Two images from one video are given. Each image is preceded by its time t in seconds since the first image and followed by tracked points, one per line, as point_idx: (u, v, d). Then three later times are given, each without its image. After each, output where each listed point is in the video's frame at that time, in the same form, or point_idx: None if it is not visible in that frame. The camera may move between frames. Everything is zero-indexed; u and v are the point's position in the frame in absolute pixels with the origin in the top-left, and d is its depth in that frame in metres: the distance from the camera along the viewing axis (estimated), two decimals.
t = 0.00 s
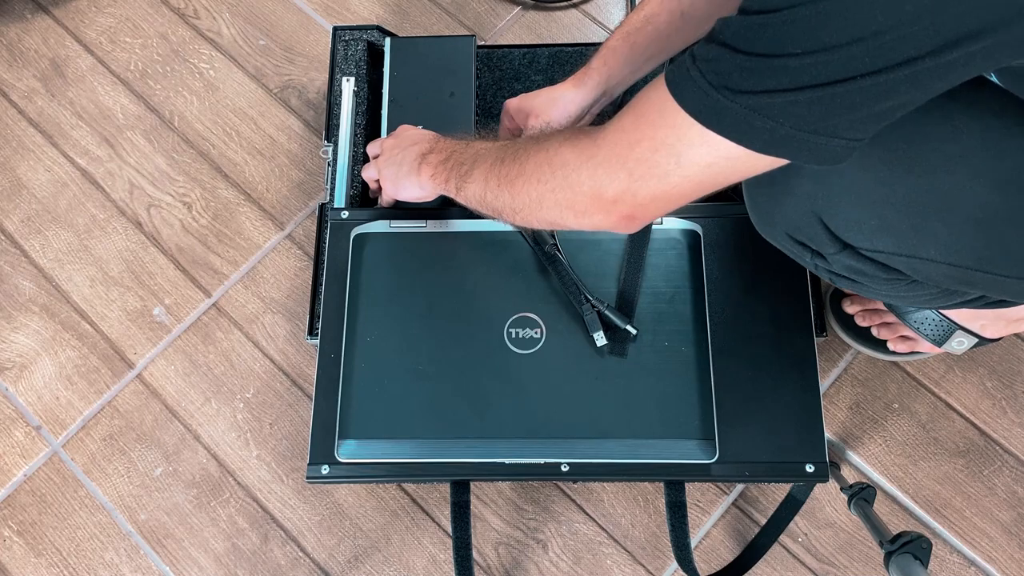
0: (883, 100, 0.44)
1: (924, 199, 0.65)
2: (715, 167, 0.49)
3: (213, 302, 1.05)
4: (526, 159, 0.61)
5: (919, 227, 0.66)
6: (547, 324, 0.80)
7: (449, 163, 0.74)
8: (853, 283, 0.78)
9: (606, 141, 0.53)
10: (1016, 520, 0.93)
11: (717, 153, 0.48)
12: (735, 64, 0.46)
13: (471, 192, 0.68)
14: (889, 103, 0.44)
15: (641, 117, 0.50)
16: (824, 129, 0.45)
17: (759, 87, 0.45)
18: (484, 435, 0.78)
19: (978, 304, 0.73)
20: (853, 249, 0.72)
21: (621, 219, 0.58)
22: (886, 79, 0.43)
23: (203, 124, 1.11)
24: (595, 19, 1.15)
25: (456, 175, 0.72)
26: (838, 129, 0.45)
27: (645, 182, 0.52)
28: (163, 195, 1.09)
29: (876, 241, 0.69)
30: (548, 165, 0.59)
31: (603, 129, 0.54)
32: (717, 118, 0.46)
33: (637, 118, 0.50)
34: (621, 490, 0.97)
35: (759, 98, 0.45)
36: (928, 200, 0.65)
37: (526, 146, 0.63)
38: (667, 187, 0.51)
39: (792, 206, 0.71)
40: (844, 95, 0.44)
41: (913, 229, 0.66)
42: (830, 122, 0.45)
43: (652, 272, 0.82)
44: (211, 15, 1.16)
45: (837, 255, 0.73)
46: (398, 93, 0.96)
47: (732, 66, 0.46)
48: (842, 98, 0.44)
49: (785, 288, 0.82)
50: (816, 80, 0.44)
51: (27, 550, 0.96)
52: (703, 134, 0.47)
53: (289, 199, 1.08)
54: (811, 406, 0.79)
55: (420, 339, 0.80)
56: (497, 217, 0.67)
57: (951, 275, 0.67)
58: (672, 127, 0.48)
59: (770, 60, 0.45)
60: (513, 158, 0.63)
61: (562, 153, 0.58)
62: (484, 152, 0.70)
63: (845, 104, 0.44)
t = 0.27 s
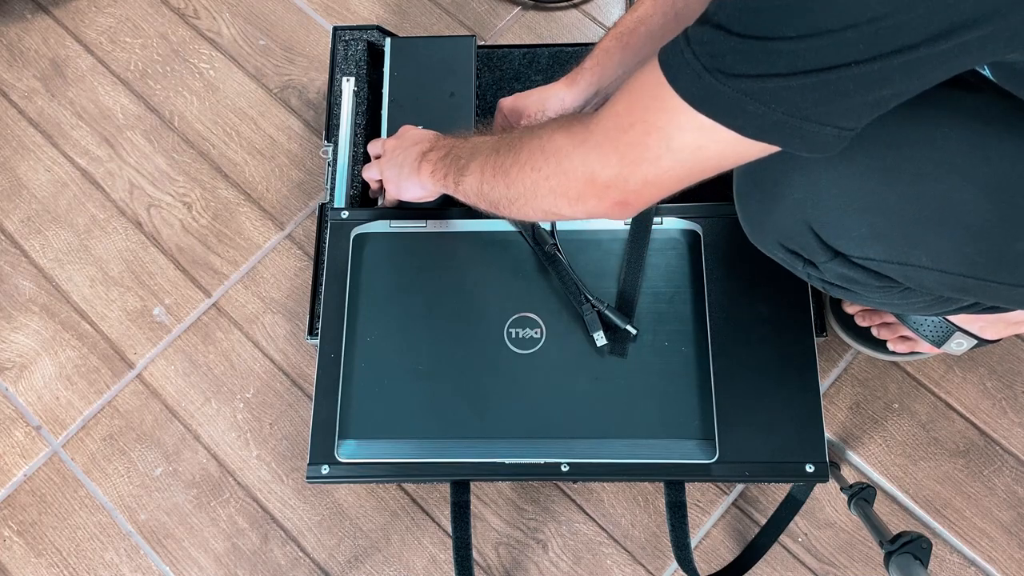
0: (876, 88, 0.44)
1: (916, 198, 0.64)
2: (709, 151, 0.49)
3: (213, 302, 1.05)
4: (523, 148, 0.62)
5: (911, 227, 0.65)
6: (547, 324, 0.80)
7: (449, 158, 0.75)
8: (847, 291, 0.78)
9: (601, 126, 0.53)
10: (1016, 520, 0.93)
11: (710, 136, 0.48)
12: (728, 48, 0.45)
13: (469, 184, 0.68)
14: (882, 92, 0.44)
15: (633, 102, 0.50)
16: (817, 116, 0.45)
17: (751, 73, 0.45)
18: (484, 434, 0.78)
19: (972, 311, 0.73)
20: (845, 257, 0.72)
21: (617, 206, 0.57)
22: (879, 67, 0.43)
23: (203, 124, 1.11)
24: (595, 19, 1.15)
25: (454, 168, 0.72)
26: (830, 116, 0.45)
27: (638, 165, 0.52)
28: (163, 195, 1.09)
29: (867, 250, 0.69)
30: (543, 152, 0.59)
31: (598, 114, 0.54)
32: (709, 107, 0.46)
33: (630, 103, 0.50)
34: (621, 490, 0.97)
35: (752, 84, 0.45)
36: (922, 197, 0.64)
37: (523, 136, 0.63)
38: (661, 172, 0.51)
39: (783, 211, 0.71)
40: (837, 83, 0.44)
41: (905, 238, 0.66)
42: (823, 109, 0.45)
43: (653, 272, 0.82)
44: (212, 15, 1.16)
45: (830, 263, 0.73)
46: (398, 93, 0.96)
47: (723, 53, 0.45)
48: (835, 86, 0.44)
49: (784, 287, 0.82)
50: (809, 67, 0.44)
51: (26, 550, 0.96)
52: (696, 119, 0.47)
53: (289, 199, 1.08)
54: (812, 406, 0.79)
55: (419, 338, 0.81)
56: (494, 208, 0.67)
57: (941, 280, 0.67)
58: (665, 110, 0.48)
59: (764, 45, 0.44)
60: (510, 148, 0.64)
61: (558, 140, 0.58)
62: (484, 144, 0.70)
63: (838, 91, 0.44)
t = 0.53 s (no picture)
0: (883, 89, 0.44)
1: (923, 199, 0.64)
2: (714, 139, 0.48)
3: (213, 302, 1.05)
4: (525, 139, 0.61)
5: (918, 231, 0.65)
6: (547, 324, 0.80)
7: (450, 152, 0.75)
8: (853, 299, 0.78)
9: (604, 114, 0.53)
10: (1016, 520, 0.93)
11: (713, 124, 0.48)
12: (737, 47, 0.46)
13: (469, 177, 0.68)
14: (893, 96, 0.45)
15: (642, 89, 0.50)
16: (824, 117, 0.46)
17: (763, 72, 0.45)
18: (484, 434, 0.78)
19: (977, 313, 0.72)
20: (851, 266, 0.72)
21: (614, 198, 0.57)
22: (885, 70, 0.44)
23: (203, 124, 1.11)
24: (595, 19, 1.14)
25: (456, 162, 0.72)
26: (837, 119, 0.46)
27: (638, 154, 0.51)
28: (163, 195, 1.09)
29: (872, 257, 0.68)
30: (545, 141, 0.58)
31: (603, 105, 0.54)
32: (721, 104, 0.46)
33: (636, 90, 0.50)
34: (621, 490, 0.97)
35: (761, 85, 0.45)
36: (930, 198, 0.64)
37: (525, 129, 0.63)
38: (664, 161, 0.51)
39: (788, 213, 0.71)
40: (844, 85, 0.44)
41: (910, 240, 0.66)
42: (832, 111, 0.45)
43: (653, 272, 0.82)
44: (211, 15, 1.16)
45: (837, 272, 0.73)
46: (398, 93, 0.96)
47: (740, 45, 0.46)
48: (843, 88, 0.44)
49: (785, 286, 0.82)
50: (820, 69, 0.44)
51: (26, 550, 0.96)
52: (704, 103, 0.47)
53: (289, 199, 1.08)
54: (812, 406, 0.79)
55: (419, 337, 0.81)
56: (494, 201, 0.67)
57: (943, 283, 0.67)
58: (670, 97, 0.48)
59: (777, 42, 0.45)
60: (512, 140, 0.64)
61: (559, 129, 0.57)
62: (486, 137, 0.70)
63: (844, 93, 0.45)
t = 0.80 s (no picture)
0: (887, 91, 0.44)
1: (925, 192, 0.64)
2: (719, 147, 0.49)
3: (213, 302, 1.05)
4: (528, 144, 0.61)
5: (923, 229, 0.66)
6: (547, 325, 0.80)
7: (451, 155, 0.75)
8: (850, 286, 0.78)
9: (608, 121, 0.53)
10: (1016, 520, 0.93)
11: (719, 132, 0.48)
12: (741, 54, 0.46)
13: (472, 180, 0.68)
14: (897, 98, 0.45)
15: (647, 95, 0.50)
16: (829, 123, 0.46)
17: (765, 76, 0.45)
18: (484, 434, 0.78)
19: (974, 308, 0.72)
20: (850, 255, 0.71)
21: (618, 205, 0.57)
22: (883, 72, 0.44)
23: (203, 124, 1.11)
24: (595, 19, 1.14)
25: (459, 165, 0.72)
26: (842, 120, 0.46)
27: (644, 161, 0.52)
28: (163, 195, 1.09)
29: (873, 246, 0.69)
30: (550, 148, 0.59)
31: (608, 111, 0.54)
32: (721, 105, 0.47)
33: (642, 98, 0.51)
34: (621, 490, 0.97)
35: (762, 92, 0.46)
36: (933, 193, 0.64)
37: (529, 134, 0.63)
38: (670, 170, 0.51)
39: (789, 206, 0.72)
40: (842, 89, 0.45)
41: (911, 235, 0.66)
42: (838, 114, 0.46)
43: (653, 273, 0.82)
44: (212, 15, 1.16)
45: (834, 258, 0.72)
46: (398, 93, 0.96)
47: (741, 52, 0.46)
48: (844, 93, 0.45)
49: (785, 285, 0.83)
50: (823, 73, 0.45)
51: (26, 550, 0.96)
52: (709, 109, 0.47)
53: (290, 199, 1.08)
54: (812, 406, 0.79)
55: (419, 338, 0.81)
56: (497, 205, 0.67)
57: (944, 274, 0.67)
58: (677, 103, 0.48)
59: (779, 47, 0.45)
60: (514, 144, 0.64)
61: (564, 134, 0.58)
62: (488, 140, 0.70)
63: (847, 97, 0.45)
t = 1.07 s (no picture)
0: (917, 87, 0.45)
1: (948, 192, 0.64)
2: (749, 155, 0.48)
3: (213, 302, 1.05)
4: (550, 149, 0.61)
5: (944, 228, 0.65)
6: (547, 325, 0.80)
7: (472, 154, 0.74)
8: (874, 283, 0.77)
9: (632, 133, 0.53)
10: (1016, 520, 0.93)
11: (749, 142, 0.47)
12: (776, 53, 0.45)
13: (491, 183, 0.68)
14: (935, 88, 0.45)
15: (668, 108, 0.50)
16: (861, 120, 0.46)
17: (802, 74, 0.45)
18: (484, 434, 0.78)
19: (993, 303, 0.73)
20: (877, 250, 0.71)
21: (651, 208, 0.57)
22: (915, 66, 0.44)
23: (203, 124, 1.11)
24: (595, 19, 1.14)
25: (477, 167, 0.71)
26: (881, 113, 0.45)
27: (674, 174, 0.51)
28: (163, 195, 1.09)
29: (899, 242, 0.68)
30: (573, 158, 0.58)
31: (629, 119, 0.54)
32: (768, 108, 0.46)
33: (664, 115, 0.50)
34: (621, 490, 0.97)
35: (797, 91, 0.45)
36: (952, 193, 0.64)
37: (549, 138, 0.62)
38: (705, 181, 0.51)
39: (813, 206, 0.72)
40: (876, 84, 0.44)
41: (937, 228, 0.66)
42: (873, 112, 0.45)
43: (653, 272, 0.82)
44: (212, 15, 1.16)
45: (861, 254, 0.72)
46: (398, 93, 0.96)
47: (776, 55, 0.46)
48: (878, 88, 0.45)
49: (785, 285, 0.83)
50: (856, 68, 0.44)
51: (26, 550, 0.96)
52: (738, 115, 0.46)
53: (290, 199, 1.08)
54: (812, 406, 0.79)
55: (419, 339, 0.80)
56: (515, 206, 0.67)
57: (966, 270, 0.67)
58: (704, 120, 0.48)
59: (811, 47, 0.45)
60: (534, 149, 0.63)
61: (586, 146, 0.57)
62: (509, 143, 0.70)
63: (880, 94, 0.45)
